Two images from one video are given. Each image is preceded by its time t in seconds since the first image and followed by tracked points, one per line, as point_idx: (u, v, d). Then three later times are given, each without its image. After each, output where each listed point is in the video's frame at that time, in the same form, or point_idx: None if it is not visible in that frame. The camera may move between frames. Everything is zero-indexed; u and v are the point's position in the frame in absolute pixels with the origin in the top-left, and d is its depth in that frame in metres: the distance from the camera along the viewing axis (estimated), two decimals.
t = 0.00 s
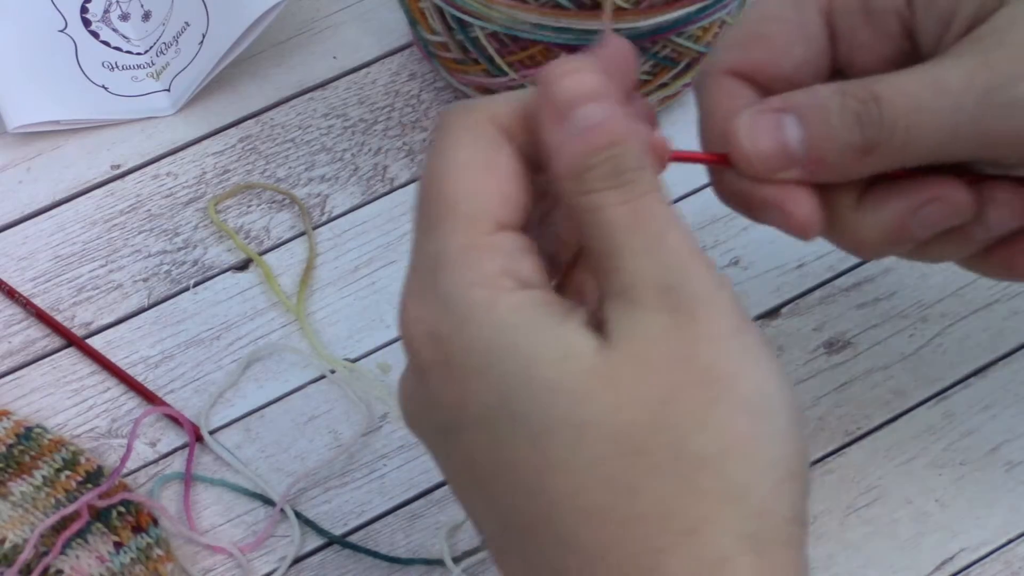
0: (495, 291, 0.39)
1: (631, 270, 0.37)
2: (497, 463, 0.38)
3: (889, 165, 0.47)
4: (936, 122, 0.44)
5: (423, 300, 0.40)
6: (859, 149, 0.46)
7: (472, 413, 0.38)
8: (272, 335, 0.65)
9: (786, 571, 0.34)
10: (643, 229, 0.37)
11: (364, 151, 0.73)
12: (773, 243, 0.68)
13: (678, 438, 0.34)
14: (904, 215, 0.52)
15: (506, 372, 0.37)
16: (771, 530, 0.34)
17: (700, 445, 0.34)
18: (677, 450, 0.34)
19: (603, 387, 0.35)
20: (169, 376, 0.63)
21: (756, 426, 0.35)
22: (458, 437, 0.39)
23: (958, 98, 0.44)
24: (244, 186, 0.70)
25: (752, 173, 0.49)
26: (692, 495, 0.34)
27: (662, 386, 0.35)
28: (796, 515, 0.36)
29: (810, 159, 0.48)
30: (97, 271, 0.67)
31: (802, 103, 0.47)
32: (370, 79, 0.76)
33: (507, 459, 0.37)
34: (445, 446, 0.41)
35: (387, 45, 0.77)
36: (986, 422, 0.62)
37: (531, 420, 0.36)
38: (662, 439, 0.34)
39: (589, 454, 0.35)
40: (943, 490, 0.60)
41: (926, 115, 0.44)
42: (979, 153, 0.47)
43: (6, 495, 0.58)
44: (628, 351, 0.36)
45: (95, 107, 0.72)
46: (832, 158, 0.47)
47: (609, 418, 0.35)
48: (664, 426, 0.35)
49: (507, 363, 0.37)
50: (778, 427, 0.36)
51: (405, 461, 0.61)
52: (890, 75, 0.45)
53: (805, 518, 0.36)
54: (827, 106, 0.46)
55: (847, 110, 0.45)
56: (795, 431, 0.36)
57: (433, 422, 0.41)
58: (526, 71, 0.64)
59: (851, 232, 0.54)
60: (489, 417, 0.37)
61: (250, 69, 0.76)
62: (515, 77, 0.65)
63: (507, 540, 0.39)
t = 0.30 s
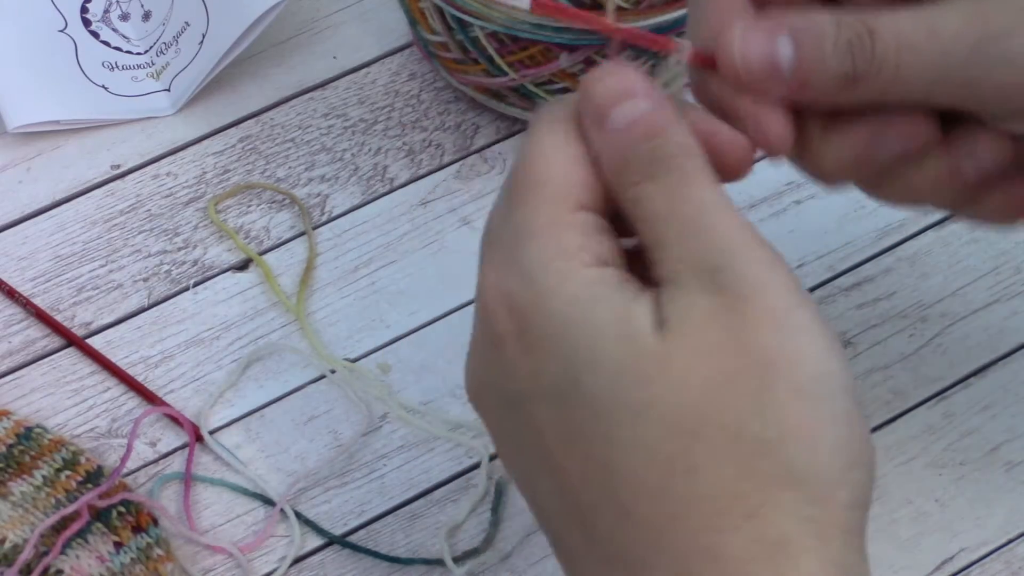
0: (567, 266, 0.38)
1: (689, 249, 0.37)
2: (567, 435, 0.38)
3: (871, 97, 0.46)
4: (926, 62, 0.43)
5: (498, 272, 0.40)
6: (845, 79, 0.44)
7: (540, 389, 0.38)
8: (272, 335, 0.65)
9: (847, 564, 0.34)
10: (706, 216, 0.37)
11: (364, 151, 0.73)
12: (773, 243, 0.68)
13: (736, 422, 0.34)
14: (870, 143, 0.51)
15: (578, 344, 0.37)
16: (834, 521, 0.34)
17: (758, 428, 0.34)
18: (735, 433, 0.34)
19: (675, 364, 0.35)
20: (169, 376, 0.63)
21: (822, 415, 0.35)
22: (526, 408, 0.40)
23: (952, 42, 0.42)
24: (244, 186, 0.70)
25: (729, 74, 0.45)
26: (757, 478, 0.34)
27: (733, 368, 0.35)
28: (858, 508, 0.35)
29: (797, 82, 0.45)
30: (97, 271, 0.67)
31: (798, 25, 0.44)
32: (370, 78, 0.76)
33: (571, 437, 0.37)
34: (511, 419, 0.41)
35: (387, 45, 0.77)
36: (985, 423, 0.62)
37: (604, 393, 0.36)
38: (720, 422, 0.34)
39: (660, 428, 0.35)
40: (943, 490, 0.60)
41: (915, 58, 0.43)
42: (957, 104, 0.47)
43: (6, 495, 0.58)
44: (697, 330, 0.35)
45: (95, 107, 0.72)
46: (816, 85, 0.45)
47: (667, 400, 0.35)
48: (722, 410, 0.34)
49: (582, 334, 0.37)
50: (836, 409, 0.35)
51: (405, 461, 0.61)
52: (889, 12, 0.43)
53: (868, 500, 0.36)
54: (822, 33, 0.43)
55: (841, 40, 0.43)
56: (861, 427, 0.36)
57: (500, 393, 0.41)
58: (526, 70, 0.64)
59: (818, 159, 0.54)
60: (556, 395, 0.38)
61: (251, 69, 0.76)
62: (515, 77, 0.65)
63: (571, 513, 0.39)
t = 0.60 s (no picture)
0: (521, 227, 0.38)
1: (643, 206, 0.38)
2: (519, 402, 0.37)
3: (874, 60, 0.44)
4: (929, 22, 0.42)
5: (445, 243, 0.39)
6: (845, 39, 0.43)
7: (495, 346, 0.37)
8: (272, 335, 0.65)
9: (812, 498, 0.36)
10: (674, 167, 0.39)
11: (364, 150, 0.73)
12: (773, 242, 0.68)
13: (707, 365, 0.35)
14: (851, 99, 0.51)
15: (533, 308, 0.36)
16: (800, 459, 0.36)
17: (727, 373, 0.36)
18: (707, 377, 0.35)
19: (631, 319, 0.36)
20: (169, 376, 0.63)
21: (779, 355, 0.36)
22: (471, 381, 0.38)
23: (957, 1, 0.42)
24: (244, 186, 0.70)
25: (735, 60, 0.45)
26: (726, 422, 0.35)
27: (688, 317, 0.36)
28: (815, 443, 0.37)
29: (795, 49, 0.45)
30: (97, 271, 0.67)
31: None
32: (370, 78, 0.76)
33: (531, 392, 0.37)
34: (452, 395, 0.40)
35: (387, 45, 0.77)
36: (985, 422, 0.62)
37: (561, 355, 0.36)
38: (690, 367, 0.35)
39: (624, 385, 0.35)
40: (943, 490, 0.60)
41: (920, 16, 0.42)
42: (959, 74, 0.46)
43: (7, 495, 0.58)
44: (664, 282, 0.36)
45: (95, 107, 0.72)
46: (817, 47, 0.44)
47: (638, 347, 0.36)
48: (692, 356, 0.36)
49: (538, 295, 0.36)
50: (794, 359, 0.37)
51: (405, 461, 0.61)
52: None
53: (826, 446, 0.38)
54: None
55: None
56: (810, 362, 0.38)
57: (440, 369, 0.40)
58: (526, 70, 0.64)
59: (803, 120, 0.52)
60: (514, 350, 0.37)
61: (251, 69, 0.76)
62: (515, 77, 0.65)
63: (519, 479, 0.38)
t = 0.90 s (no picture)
0: (497, 231, 0.40)
1: (625, 222, 0.40)
2: (488, 402, 0.38)
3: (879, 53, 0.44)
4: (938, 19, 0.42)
5: (424, 246, 0.41)
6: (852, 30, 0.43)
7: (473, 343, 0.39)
8: (272, 334, 0.65)
9: (783, 503, 0.35)
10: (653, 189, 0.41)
11: (364, 150, 0.73)
12: (773, 242, 0.68)
13: (680, 364, 0.36)
14: (855, 83, 0.50)
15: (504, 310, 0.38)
16: (770, 460, 0.35)
17: (698, 371, 0.36)
18: (680, 374, 0.36)
19: (606, 318, 0.37)
20: (169, 376, 0.63)
21: (748, 361, 0.37)
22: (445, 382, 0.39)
23: None
24: (244, 186, 0.70)
25: (743, 41, 0.45)
26: (694, 419, 0.35)
27: (659, 321, 0.37)
28: (786, 455, 0.37)
29: (802, 33, 0.44)
30: (97, 271, 0.67)
31: None
32: (370, 78, 0.76)
33: (504, 386, 0.37)
34: (426, 401, 0.41)
35: (387, 45, 0.77)
36: (985, 422, 0.62)
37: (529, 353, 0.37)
38: (663, 364, 0.36)
39: (591, 382, 0.36)
40: (942, 490, 0.60)
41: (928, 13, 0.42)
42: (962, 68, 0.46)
43: (6, 495, 0.58)
44: (640, 286, 0.38)
45: (95, 107, 0.72)
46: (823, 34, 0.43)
47: (612, 343, 0.36)
48: (665, 354, 0.36)
49: (510, 296, 0.38)
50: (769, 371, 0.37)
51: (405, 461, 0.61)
52: None
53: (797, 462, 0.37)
54: None
55: None
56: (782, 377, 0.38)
57: (416, 376, 0.41)
58: (526, 70, 0.64)
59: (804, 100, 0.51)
60: (491, 346, 0.38)
61: (251, 69, 0.76)
62: (515, 77, 0.65)
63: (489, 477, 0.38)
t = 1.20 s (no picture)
0: (453, 264, 0.40)
1: (578, 238, 0.40)
2: (462, 434, 0.39)
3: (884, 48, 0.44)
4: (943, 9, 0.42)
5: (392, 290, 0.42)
6: (859, 24, 0.43)
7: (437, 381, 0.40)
8: (272, 334, 0.65)
9: (752, 517, 0.34)
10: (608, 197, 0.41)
11: (364, 150, 0.73)
12: (773, 242, 0.68)
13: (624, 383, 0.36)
14: (861, 81, 0.50)
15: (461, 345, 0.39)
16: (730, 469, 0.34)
17: (643, 390, 0.35)
18: (625, 397, 0.35)
19: (550, 345, 0.37)
20: (169, 376, 0.63)
21: (705, 367, 0.36)
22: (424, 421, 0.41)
23: None
24: (244, 186, 0.70)
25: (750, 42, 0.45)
26: (639, 442, 0.35)
27: (602, 340, 0.37)
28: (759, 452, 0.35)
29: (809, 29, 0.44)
30: (97, 271, 0.67)
31: None
32: (370, 78, 0.76)
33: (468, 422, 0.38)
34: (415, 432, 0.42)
35: (387, 45, 0.77)
36: (985, 422, 0.62)
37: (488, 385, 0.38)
38: (606, 388, 0.36)
39: (543, 411, 0.36)
40: (942, 490, 0.60)
41: (933, 4, 0.41)
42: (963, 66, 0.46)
43: (6, 495, 0.58)
44: (584, 306, 0.37)
45: (96, 107, 0.72)
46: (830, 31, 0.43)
47: (557, 369, 0.36)
48: (608, 377, 0.36)
49: (461, 335, 0.39)
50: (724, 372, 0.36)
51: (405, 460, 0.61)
52: None
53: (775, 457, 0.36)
54: None
55: None
56: (751, 374, 0.37)
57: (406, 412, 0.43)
58: (526, 70, 0.64)
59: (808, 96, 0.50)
60: (451, 385, 0.39)
61: (251, 69, 0.76)
62: (515, 77, 0.65)
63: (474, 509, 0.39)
